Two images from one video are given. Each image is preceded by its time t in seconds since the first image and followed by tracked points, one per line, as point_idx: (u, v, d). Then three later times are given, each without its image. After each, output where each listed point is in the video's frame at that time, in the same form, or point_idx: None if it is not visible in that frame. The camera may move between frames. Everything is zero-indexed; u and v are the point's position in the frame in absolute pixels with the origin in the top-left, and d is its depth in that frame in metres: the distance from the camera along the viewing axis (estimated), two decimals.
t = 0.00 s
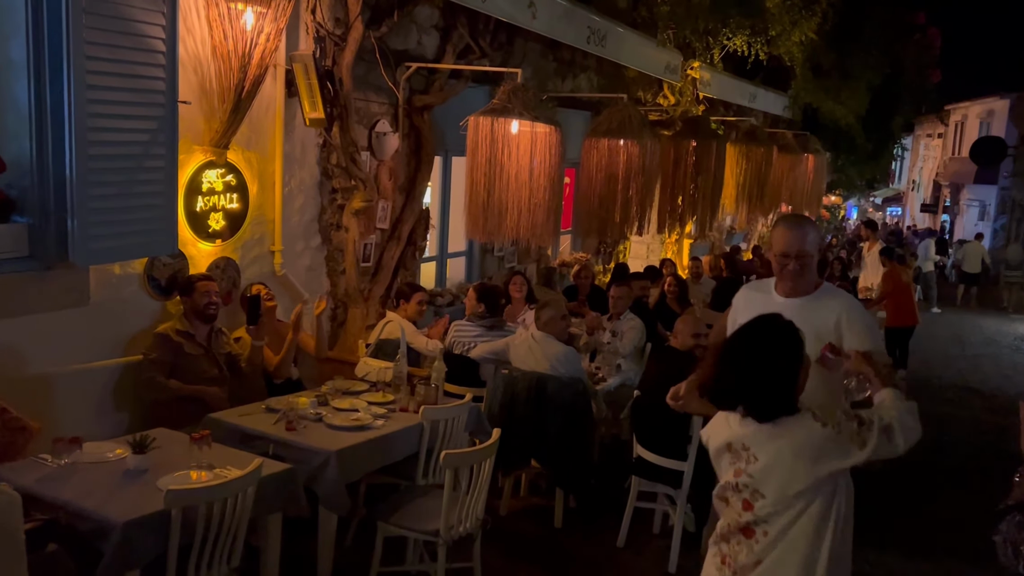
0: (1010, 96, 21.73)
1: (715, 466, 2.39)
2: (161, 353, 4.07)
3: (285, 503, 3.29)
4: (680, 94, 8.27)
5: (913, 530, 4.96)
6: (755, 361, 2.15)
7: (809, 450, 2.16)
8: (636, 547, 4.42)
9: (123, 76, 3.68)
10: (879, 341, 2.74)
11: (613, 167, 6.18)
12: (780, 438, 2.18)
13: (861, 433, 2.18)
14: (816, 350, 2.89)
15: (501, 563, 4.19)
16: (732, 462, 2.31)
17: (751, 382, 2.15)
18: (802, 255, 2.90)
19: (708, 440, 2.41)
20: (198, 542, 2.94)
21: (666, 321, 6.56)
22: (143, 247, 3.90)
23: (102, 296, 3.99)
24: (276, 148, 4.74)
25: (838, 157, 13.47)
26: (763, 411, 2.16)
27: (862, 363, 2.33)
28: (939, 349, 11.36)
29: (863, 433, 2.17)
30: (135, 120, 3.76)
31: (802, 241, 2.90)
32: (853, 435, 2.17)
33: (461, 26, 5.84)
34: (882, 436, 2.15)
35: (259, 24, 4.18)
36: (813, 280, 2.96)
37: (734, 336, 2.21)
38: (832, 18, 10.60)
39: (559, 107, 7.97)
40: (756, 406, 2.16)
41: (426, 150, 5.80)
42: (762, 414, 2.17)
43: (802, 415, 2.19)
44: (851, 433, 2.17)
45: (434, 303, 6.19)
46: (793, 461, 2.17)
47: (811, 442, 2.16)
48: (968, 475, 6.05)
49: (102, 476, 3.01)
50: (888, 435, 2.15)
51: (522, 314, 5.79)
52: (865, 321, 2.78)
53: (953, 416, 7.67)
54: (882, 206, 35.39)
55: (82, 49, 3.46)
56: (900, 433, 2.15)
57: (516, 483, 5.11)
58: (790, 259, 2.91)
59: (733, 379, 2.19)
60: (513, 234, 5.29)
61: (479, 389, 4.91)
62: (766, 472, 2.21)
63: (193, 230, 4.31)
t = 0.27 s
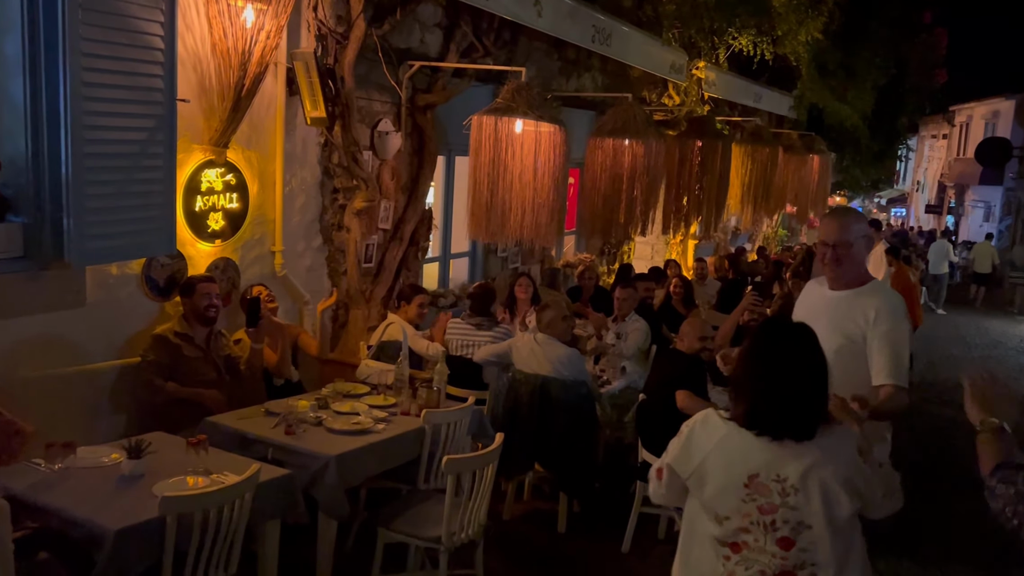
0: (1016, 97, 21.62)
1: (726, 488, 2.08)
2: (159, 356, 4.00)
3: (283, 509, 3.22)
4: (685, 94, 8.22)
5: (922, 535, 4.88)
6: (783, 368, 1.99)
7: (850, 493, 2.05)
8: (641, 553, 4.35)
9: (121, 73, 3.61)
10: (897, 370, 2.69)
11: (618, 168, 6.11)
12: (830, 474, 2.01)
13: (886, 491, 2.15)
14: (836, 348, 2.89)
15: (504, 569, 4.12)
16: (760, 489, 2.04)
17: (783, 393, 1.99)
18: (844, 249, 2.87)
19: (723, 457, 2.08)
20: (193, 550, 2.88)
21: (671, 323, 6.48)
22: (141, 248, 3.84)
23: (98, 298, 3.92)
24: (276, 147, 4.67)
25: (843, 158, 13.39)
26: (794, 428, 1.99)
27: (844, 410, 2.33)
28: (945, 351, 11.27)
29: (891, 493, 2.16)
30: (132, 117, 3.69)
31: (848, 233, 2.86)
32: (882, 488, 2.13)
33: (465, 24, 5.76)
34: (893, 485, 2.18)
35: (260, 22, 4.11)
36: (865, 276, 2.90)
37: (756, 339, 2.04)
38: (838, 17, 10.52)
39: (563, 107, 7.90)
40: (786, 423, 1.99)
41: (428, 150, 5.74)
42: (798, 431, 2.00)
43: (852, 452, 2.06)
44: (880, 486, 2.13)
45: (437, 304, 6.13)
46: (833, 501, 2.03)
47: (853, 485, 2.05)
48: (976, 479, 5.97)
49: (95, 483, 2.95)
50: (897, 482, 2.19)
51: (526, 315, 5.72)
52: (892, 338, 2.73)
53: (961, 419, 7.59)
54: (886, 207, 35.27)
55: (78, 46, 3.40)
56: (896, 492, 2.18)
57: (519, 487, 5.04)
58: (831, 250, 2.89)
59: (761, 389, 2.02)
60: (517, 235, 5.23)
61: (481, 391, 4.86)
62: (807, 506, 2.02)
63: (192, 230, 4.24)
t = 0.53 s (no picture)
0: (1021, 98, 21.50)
1: (712, 519, 1.82)
2: (155, 359, 3.95)
3: (280, 516, 3.16)
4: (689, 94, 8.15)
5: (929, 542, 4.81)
6: (768, 380, 1.80)
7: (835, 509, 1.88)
8: (644, 559, 4.29)
9: (117, 72, 3.56)
10: (914, 381, 2.42)
11: (621, 169, 6.05)
12: (816, 489, 1.83)
13: (864, 510, 2.01)
14: (859, 364, 2.63)
15: None
16: (751, 518, 1.81)
17: (771, 406, 1.79)
18: (883, 261, 2.61)
19: (703, 488, 1.83)
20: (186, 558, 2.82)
21: (674, 325, 6.41)
22: (137, 249, 3.79)
23: (94, 299, 3.87)
24: (275, 147, 4.62)
25: (848, 159, 13.31)
26: (777, 448, 1.80)
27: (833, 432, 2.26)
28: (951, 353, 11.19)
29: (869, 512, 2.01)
30: (128, 116, 3.64)
31: (893, 245, 2.59)
32: (857, 505, 1.98)
33: (466, 23, 5.70)
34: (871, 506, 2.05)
35: (258, 20, 4.07)
36: (901, 295, 2.64)
37: (738, 349, 1.85)
38: (843, 17, 10.44)
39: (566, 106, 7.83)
40: (770, 441, 1.80)
41: (430, 150, 5.69)
42: (776, 453, 1.80)
43: (831, 463, 1.91)
44: (855, 502, 1.98)
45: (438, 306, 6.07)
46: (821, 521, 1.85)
47: (836, 501, 1.88)
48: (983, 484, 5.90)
49: (87, 489, 2.89)
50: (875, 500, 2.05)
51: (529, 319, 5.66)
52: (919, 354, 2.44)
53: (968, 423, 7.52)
54: (891, 208, 35.14)
55: (73, 44, 3.35)
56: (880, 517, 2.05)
57: (520, 491, 4.98)
58: (869, 262, 2.63)
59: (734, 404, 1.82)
60: (518, 236, 5.18)
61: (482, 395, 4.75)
62: (801, 530, 1.81)
63: (189, 231, 4.19)
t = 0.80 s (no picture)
0: None
1: (713, 530, 1.63)
2: (151, 361, 3.91)
3: (274, 521, 3.12)
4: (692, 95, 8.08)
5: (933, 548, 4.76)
6: (751, 376, 1.68)
7: (815, 501, 1.77)
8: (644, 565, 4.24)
9: (112, 71, 3.53)
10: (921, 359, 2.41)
11: (624, 170, 6.00)
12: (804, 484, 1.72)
13: (845, 497, 1.87)
14: (883, 349, 2.64)
15: None
16: (751, 523, 1.64)
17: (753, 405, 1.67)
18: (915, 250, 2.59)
19: (699, 498, 1.64)
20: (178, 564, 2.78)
21: (677, 328, 6.37)
22: (132, 250, 3.75)
23: (89, 301, 3.83)
24: (273, 148, 4.59)
25: (853, 160, 13.25)
26: (765, 446, 1.67)
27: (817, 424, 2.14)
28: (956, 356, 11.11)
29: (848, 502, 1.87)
30: (123, 116, 3.61)
31: (930, 237, 2.54)
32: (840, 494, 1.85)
33: (467, 22, 5.66)
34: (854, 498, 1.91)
35: (255, 20, 4.04)
36: (937, 283, 2.60)
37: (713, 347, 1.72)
38: (849, 17, 10.37)
39: (569, 107, 7.79)
40: (756, 438, 1.66)
41: (430, 150, 5.64)
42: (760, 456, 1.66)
43: (809, 454, 1.79)
44: (835, 494, 1.85)
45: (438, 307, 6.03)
46: (806, 513, 1.71)
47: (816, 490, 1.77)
48: (989, 490, 5.84)
49: (78, 493, 2.85)
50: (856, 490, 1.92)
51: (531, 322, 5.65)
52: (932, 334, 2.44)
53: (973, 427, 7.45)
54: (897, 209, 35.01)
55: (67, 43, 3.32)
56: (863, 504, 1.91)
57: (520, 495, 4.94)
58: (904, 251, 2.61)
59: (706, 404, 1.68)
60: (519, 237, 5.15)
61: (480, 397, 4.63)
62: (798, 529, 1.68)
63: (186, 232, 4.16)
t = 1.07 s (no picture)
0: None
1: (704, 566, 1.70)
2: (144, 362, 3.89)
3: (265, 524, 3.08)
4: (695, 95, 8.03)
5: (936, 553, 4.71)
6: (740, 400, 1.71)
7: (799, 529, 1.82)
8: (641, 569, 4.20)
9: (104, 71, 3.51)
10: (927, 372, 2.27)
11: (625, 171, 5.96)
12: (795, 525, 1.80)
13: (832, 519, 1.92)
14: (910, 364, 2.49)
15: None
16: (742, 560, 1.72)
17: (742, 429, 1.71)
18: (933, 270, 2.41)
19: (697, 531, 1.70)
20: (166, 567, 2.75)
21: (677, 330, 6.32)
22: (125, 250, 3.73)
23: (81, 302, 3.81)
24: (269, 148, 4.56)
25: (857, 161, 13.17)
26: (756, 477, 1.73)
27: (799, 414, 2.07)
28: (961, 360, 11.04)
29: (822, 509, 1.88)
30: (116, 116, 3.58)
31: (946, 256, 2.37)
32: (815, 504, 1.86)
33: (466, 22, 5.63)
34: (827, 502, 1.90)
35: (249, 19, 4.02)
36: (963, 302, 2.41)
37: (699, 371, 1.75)
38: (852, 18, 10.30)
39: (569, 107, 7.75)
40: (747, 469, 1.72)
41: (429, 151, 5.60)
42: (752, 486, 1.73)
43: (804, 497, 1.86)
44: (811, 504, 1.87)
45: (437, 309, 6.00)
46: (788, 544, 1.79)
47: (797, 515, 1.82)
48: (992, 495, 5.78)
49: (66, 495, 2.83)
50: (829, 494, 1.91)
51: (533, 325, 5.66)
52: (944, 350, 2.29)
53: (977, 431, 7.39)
54: (902, 212, 34.87)
55: (59, 42, 3.30)
56: (837, 508, 1.92)
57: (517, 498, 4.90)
58: (924, 276, 2.43)
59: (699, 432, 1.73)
60: (518, 239, 5.11)
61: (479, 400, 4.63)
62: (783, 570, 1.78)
63: (179, 232, 4.13)
